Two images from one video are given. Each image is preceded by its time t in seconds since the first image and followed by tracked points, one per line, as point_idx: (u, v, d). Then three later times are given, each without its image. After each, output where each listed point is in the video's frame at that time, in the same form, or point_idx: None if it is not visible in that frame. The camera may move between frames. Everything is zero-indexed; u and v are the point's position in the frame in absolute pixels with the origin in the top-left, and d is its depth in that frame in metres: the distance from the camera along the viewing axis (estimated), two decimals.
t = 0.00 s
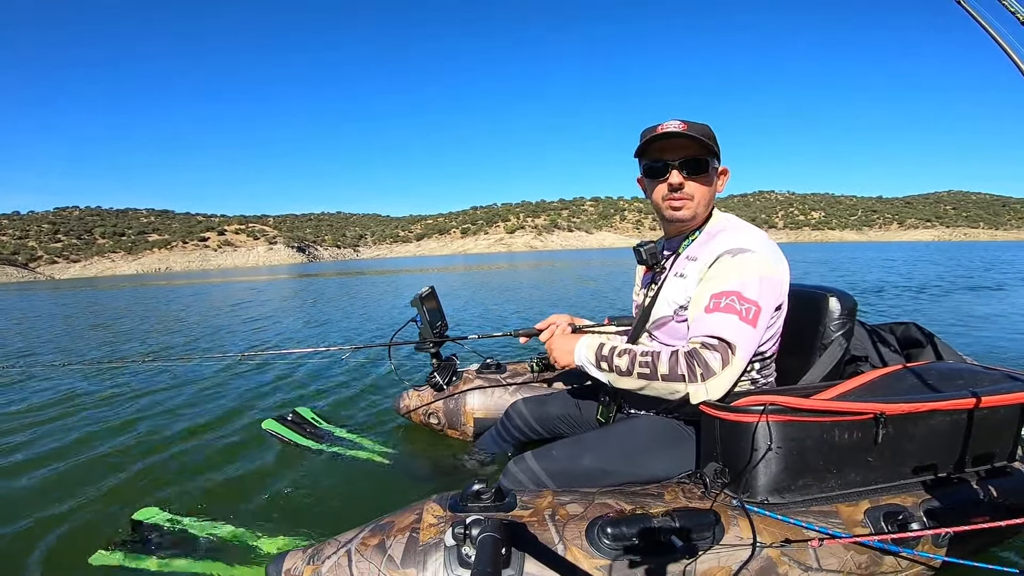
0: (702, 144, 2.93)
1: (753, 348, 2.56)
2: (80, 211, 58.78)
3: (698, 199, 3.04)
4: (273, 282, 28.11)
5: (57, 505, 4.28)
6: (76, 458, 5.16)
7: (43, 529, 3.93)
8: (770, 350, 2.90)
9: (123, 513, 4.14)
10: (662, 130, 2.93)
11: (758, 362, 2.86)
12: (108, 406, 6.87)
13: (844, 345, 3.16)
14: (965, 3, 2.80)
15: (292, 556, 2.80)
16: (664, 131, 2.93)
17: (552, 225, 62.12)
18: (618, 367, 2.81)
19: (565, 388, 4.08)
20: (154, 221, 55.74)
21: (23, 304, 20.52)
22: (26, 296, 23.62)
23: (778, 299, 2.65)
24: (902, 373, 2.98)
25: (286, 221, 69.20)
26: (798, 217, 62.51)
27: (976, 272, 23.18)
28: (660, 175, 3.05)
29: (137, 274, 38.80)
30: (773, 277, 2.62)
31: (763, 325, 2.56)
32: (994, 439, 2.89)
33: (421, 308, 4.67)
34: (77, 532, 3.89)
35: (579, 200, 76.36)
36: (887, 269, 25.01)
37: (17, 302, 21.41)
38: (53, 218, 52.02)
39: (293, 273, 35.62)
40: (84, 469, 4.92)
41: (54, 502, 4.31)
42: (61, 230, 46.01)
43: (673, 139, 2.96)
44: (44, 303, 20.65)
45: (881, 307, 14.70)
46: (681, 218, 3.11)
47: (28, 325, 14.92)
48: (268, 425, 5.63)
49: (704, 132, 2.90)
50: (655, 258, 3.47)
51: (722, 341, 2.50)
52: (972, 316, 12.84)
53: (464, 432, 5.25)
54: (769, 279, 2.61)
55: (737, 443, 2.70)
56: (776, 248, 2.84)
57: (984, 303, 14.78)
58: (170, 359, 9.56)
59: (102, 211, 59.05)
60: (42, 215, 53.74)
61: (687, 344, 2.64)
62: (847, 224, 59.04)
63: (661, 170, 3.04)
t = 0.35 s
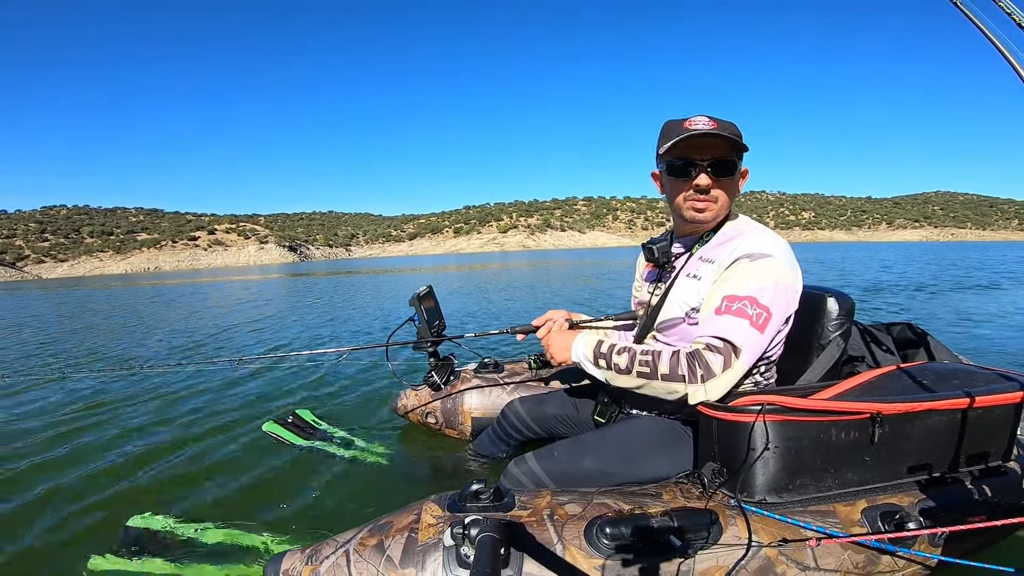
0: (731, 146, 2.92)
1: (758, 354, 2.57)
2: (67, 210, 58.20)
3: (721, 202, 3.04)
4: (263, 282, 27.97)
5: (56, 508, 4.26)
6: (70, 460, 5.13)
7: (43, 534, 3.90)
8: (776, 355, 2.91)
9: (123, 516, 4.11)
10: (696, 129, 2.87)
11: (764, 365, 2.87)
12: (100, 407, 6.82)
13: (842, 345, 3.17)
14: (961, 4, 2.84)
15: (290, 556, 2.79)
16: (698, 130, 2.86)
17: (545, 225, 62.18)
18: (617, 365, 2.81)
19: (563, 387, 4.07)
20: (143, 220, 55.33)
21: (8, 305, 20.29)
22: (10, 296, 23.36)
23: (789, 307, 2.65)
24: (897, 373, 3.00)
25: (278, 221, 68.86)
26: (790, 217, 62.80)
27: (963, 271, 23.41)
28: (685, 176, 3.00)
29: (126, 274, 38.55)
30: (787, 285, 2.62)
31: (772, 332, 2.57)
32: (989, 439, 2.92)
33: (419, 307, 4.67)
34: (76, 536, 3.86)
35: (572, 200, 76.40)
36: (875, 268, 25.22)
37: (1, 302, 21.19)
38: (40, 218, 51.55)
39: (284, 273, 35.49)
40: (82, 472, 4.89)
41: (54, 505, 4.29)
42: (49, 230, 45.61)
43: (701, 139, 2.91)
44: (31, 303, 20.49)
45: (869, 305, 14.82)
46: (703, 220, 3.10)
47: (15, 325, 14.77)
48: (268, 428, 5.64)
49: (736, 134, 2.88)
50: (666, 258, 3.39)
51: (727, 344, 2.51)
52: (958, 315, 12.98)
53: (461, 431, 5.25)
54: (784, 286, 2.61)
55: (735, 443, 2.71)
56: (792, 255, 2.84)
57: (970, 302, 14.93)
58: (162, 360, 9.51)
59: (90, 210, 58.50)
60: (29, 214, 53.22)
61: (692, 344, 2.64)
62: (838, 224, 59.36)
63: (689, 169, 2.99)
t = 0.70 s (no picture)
0: (740, 139, 2.94)
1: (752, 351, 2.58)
2: (59, 211, 57.87)
3: (730, 195, 3.07)
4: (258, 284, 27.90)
5: (50, 503, 4.24)
6: (63, 456, 5.11)
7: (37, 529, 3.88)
8: (773, 353, 2.95)
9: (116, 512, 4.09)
10: (708, 122, 2.86)
11: (761, 363, 2.91)
12: (92, 404, 6.79)
13: (835, 341, 3.21)
14: None
15: (283, 550, 2.79)
16: (710, 123, 2.86)
17: (540, 226, 62.27)
18: (609, 362, 2.84)
19: (557, 382, 4.09)
20: (136, 221, 55.03)
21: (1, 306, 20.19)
22: (3, 298, 23.25)
23: (787, 305, 2.66)
24: (887, 367, 3.04)
25: (272, 221, 68.63)
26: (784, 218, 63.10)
27: (954, 271, 23.62)
28: (696, 168, 3.00)
29: (120, 276, 38.35)
30: (786, 283, 2.63)
31: (768, 329, 2.58)
32: (977, 434, 2.95)
33: (414, 299, 4.68)
34: (71, 531, 3.85)
35: (567, 201, 76.52)
36: (868, 268, 25.39)
37: None
38: (33, 219, 51.25)
39: (278, 274, 35.37)
40: (76, 467, 4.87)
41: (48, 500, 4.27)
42: (41, 231, 45.31)
43: (714, 131, 2.91)
44: (23, 304, 20.40)
45: (862, 304, 14.93)
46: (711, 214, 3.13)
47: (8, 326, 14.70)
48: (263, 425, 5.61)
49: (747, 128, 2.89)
50: (669, 250, 3.39)
51: (721, 341, 2.53)
52: (950, 314, 13.09)
53: (455, 425, 5.25)
54: (783, 283, 2.62)
55: (725, 437, 2.74)
56: (795, 252, 2.85)
57: (961, 301, 15.07)
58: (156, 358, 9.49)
59: (83, 211, 58.17)
60: (21, 215, 52.84)
61: (686, 340, 2.66)
62: (831, 225, 59.70)
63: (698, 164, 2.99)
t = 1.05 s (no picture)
0: (748, 142, 2.95)
1: (752, 355, 2.58)
2: (56, 215, 57.70)
3: (736, 198, 3.06)
4: (255, 287, 27.82)
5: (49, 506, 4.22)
6: (60, 460, 5.08)
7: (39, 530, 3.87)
8: (774, 357, 2.98)
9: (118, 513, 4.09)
10: (715, 123, 2.87)
11: (764, 368, 2.95)
12: (89, 408, 6.76)
13: (834, 343, 3.19)
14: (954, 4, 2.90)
15: (281, 554, 2.78)
16: (717, 124, 2.87)
17: (538, 228, 62.37)
18: (608, 364, 2.84)
19: (555, 385, 4.09)
20: (134, 224, 54.92)
21: None
22: None
23: (790, 310, 2.65)
24: (884, 369, 3.04)
25: (270, 225, 68.57)
26: (782, 220, 63.22)
27: (951, 272, 23.70)
28: (702, 170, 3.00)
29: (117, 279, 38.24)
30: (789, 288, 2.62)
31: (769, 334, 2.58)
32: (974, 435, 2.95)
33: (411, 302, 4.68)
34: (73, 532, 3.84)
35: (565, 204, 76.63)
36: (866, 270, 25.46)
37: None
38: (29, 223, 51.08)
39: (276, 277, 35.33)
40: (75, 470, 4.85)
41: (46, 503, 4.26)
42: (38, 234, 45.19)
43: (721, 133, 2.92)
44: (21, 308, 20.38)
45: (859, 307, 14.97)
46: (717, 217, 3.12)
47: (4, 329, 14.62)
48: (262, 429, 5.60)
49: (755, 129, 2.90)
50: (672, 253, 3.38)
51: (720, 345, 2.53)
52: (946, 315, 13.14)
53: (454, 428, 5.23)
54: (785, 288, 2.62)
55: (724, 439, 2.74)
56: (800, 257, 2.85)
57: (958, 302, 15.12)
58: (153, 362, 9.45)
59: (79, 215, 58.00)
60: (19, 217, 52.69)
61: (686, 343, 2.66)
62: (829, 227, 59.82)
63: (705, 165, 3.00)
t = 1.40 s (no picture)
0: (754, 146, 2.94)
1: (754, 359, 2.58)
2: (55, 215, 57.65)
3: (741, 202, 3.06)
4: (254, 287, 27.77)
5: (51, 506, 4.22)
6: (59, 461, 5.07)
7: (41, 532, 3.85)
8: (777, 361, 2.99)
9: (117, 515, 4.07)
10: (722, 127, 2.86)
11: (767, 371, 2.95)
12: (88, 409, 6.74)
13: (836, 346, 3.18)
14: (954, 7, 2.91)
15: (281, 556, 2.77)
16: (724, 128, 2.86)
17: (538, 229, 62.40)
18: (608, 366, 2.83)
19: (556, 387, 4.08)
20: (133, 224, 54.87)
21: None
22: None
23: (794, 315, 2.65)
24: (885, 371, 3.04)
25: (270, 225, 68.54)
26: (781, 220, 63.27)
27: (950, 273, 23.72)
28: (707, 173, 3.00)
29: (116, 279, 38.20)
30: (793, 292, 2.62)
31: (772, 337, 2.57)
32: (975, 437, 2.95)
33: (412, 304, 4.68)
34: (75, 533, 3.83)
35: (564, 204, 76.67)
36: (865, 271, 25.47)
37: None
38: (33, 223, 50.92)
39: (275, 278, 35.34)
40: (75, 472, 4.84)
41: (48, 503, 4.26)
42: (37, 234, 45.15)
43: (727, 137, 2.91)
44: (21, 308, 20.37)
45: (859, 308, 14.98)
46: (721, 220, 3.12)
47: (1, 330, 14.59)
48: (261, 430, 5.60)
49: (762, 134, 2.89)
50: (676, 255, 3.36)
51: (723, 348, 2.52)
52: (945, 315, 13.14)
53: (454, 430, 5.22)
54: (790, 292, 2.61)
55: (724, 441, 2.73)
56: (804, 262, 2.84)
57: (958, 303, 15.12)
58: (151, 364, 9.43)
59: (78, 215, 57.92)
60: (17, 217, 52.64)
61: (687, 345, 2.66)
62: (828, 228, 59.87)
63: (711, 169, 2.99)
